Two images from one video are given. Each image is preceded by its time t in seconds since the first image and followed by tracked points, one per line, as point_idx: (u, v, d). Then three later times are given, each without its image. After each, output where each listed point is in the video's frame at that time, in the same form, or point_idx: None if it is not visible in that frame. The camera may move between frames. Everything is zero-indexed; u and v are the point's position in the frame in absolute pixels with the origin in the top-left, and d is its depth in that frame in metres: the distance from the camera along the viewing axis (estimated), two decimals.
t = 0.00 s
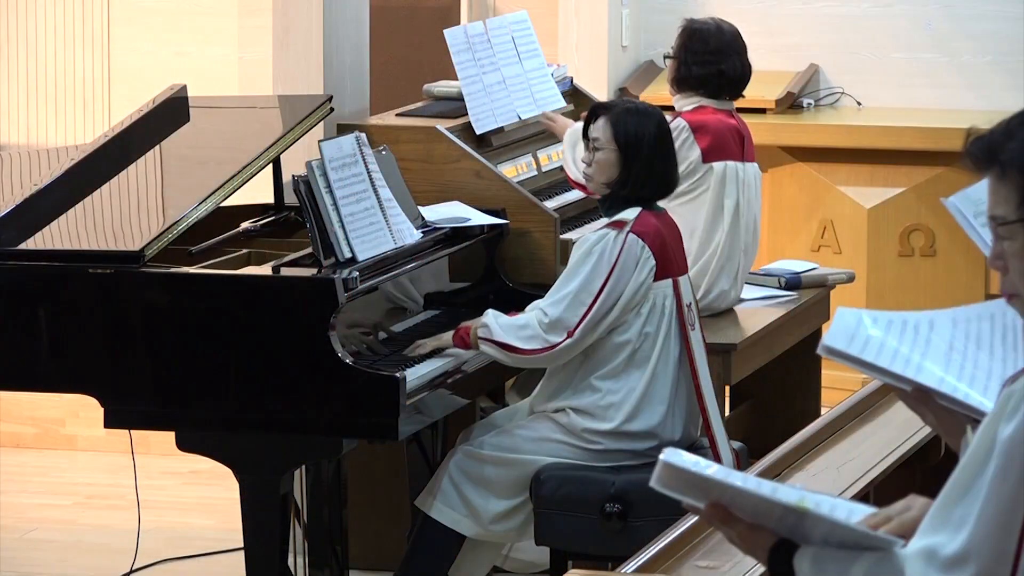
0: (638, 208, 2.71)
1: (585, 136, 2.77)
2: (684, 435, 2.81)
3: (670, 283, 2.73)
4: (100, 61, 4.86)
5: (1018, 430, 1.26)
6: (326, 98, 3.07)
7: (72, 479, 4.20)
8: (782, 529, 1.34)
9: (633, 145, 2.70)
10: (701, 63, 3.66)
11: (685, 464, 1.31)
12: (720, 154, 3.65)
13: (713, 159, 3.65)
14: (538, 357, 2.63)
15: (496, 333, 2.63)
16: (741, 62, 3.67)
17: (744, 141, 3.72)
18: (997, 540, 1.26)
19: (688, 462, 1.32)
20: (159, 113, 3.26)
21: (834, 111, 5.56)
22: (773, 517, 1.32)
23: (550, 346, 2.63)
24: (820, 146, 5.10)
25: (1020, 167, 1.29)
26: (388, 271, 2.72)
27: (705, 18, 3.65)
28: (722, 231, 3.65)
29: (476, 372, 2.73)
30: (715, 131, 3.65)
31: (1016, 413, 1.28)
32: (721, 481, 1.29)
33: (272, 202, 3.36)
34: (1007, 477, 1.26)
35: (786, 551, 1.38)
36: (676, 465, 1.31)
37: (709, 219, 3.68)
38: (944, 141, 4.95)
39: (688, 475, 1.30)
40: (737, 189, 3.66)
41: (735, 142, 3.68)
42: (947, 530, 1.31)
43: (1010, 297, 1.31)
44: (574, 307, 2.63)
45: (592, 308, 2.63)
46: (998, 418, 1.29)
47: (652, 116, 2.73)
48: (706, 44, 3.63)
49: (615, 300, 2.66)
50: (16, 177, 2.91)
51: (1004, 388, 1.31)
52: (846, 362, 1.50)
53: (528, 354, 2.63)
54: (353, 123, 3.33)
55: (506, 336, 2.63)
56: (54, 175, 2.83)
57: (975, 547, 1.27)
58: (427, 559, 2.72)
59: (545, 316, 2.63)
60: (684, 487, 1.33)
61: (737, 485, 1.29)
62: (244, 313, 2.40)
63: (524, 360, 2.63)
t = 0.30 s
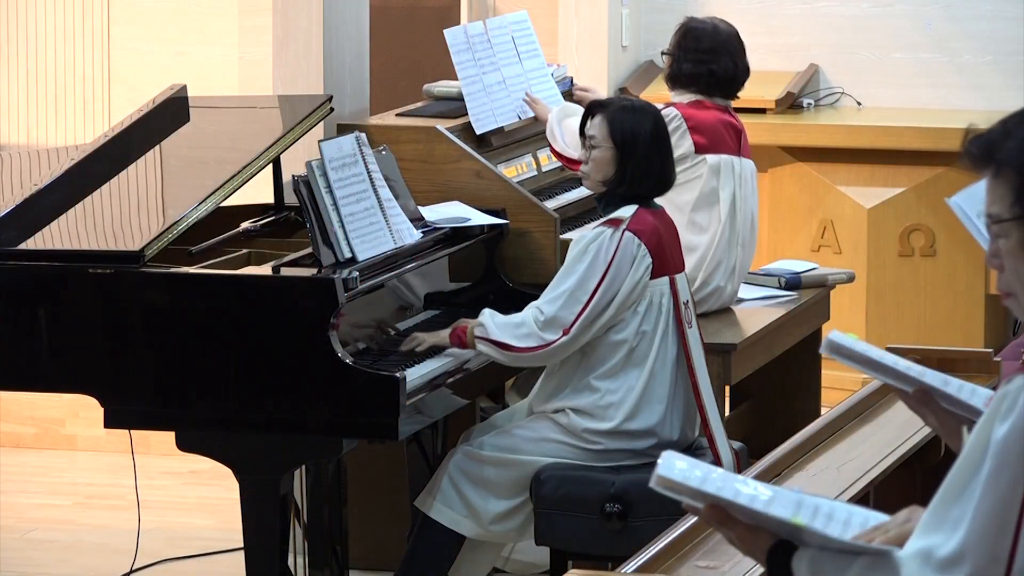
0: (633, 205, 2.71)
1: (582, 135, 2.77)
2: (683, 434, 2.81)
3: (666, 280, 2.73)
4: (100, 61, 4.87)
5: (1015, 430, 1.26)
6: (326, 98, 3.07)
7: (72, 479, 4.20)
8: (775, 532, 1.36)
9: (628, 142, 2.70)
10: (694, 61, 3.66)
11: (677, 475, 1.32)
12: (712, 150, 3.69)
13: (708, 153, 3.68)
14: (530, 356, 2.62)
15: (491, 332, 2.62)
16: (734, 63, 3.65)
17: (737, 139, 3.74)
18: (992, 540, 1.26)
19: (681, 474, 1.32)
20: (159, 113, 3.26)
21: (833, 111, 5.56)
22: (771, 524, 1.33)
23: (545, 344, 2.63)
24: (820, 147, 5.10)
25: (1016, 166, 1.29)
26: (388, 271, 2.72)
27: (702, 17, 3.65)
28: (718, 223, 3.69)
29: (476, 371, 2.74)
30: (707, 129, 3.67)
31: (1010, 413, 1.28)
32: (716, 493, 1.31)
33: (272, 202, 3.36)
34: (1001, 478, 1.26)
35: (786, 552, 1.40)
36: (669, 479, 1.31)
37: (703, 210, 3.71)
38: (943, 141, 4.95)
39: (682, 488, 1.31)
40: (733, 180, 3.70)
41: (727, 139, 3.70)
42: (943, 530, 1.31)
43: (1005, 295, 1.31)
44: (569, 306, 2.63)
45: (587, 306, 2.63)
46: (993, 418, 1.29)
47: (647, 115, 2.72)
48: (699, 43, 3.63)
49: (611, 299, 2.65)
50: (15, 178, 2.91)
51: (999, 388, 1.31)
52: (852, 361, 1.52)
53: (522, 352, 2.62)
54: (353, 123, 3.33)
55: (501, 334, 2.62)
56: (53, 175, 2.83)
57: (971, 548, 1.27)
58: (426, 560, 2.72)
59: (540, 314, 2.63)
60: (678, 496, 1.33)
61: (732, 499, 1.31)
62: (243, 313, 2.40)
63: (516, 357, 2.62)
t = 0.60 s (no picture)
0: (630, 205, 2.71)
1: (578, 135, 2.77)
2: (682, 433, 2.81)
3: (666, 280, 2.73)
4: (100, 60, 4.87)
5: (1014, 432, 1.26)
6: (326, 98, 3.07)
7: (72, 479, 4.20)
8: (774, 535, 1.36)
9: (623, 142, 2.70)
10: (690, 59, 3.65)
11: (671, 480, 1.33)
12: (711, 146, 3.70)
13: (707, 149, 3.70)
14: (529, 357, 2.62)
15: (491, 334, 2.63)
16: (730, 62, 3.64)
17: (734, 135, 3.76)
18: (991, 540, 1.26)
19: (675, 479, 1.34)
20: (159, 113, 3.26)
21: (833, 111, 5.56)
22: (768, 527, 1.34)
23: (545, 345, 2.63)
24: (820, 146, 5.10)
25: (1013, 164, 1.29)
26: (388, 271, 2.72)
27: (699, 16, 3.63)
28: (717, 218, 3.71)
29: (476, 371, 2.74)
30: (706, 125, 3.69)
31: (1008, 413, 1.28)
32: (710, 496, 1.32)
33: (272, 202, 3.36)
34: (1000, 477, 1.26)
35: (782, 553, 1.39)
36: (663, 484, 1.33)
37: (702, 205, 3.72)
38: (943, 141, 4.95)
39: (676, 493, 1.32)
40: (733, 174, 3.72)
41: (726, 136, 3.72)
42: (940, 531, 1.31)
43: (1000, 293, 1.31)
44: (569, 307, 2.63)
45: (586, 306, 2.62)
46: (990, 418, 1.29)
47: (641, 115, 2.71)
48: (695, 42, 3.62)
49: (610, 299, 2.65)
50: (15, 177, 2.91)
51: (996, 388, 1.31)
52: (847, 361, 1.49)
53: (523, 353, 2.62)
54: (353, 123, 3.33)
55: (501, 335, 2.63)
56: (54, 175, 2.83)
57: (970, 548, 1.27)
58: (426, 560, 2.72)
59: (540, 316, 2.63)
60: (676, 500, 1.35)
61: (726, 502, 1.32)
62: (244, 311, 2.40)
63: (518, 360, 2.62)
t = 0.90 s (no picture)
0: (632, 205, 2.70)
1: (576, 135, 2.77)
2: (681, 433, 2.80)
3: (666, 279, 2.73)
4: (100, 61, 4.87)
5: (1008, 433, 1.26)
6: (326, 98, 3.07)
7: (72, 479, 4.20)
8: (775, 530, 1.36)
9: (621, 140, 2.70)
10: (688, 59, 3.67)
11: (681, 468, 1.30)
12: (710, 144, 3.69)
13: (705, 148, 3.69)
14: (543, 362, 2.60)
15: (504, 340, 2.58)
16: (728, 61, 3.66)
17: (732, 133, 3.77)
18: (990, 539, 1.26)
19: (685, 467, 1.31)
20: (159, 113, 3.26)
21: (833, 112, 5.56)
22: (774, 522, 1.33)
23: (559, 349, 2.61)
24: (820, 146, 5.10)
25: (1009, 162, 1.28)
26: (389, 271, 2.70)
27: (694, 14, 3.64)
28: (716, 215, 3.70)
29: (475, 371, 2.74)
30: (704, 123, 3.68)
31: (1007, 411, 1.28)
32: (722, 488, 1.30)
33: (272, 202, 3.36)
34: (998, 477, 1.26)
35: (783, 551, 1.39)
36: (673, 472, 1.30)
37: (701, 201, 3.72)
38: (943, 141, 4.95)
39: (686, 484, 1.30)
40: (731, 173, 3.71)
41: (723, 133, 3.72)
42: (939, 529, 1.31)
43: (996, 293, 1.31)
44: (581, 308, 2.62)
45: (598, 306, 2.62)
46: (988, 417, 1.29)
47: (638, 111, 2.71)
48: (692, 41, 3.62)
49: (617, 300, 2.65)
50: (15, 177, 2.91)
51: (993, 387, 1.30)
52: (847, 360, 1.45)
53: (536, 358, 2.60)
54: (353, 123, 3.33)
55: (512, 341, 2.59)
56: (53, 175, 2.83)
57: (969, 548, 1.27)
58: (425, 559, 2.73)
59: (553, 320, 2.61)
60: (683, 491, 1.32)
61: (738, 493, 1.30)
62: (244, 311, 2.40)
63: (535, 365, 2.60)
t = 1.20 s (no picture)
0: (633, 205, 2.70)
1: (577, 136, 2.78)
2: (682, 433, 2.80)
3: (668, 279, 2.73)
4: (100, 61, 4.87)
5: (1007, 436, 1.26)
6: (326, 98, 3.07)
7: (72, 479, 4.19)
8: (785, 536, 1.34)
9: (621, 141, 2.70)
10: (683, 58, 3.67)
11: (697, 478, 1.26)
12: (700, 141, 3.69)
13: (696, 145, 3.68)
14: (552, 365, 2.62)
15: (513, 341, 2.62)
16: (723, 60, 3.66)
17: (726, 130, 3.75)
18: (991, 542, 1.26)
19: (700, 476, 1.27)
20: (159, 113, 3.26)
21: (833, 112, 5.56)
22: (783, 528, 1.31)
23: (568, 352, 2.61)
24: (820, 147, 5.10)
25: (1005, 162, 1.28)
26: (387, 272, 2.71)
27: (690, 13, 3.65)
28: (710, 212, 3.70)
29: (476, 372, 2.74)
30: (696, 120, 3.68)
31: (1005, 413, 1.27)
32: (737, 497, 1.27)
33: (272, 202, 3.36)
34: (997, 479, 1.26)
35: (788, 564, 1.39)
36: (692, 486, 1.26)
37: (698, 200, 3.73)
38: (943, 141, 4.95)
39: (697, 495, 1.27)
40: (725, 170, 3.70)
41: (716, 130, 3.71)
42: (942, 532, 1.31)
43: (993, 293, 1.31)
44: (589, 309, 2.63)
45: (605, 308, 2.63)
46: (988, 419, 1.29)
47: (638, 112, 2.71)
48: (688, 40, 3.63)
49: (622, 303, 2.66)
50: (16, 177, 2.91)
51: (992, 389, 1.30)
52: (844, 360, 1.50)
53: (546, 361, 2.62)
54: (353, 123, 3.33)
55: (523, 342, 2.62)
56: (53, 175, 2.83)
57: (969, 552, 1.27)
58: (426, 560, 2.72)
59: (562, 324, 2.62)
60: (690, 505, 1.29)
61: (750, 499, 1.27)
62: (244, 311, 2.40)
63: (546, 368, 2.62)
